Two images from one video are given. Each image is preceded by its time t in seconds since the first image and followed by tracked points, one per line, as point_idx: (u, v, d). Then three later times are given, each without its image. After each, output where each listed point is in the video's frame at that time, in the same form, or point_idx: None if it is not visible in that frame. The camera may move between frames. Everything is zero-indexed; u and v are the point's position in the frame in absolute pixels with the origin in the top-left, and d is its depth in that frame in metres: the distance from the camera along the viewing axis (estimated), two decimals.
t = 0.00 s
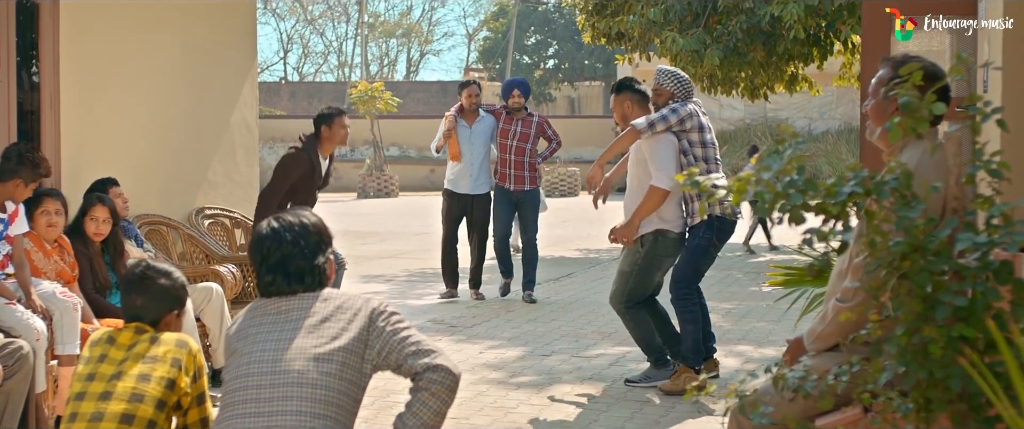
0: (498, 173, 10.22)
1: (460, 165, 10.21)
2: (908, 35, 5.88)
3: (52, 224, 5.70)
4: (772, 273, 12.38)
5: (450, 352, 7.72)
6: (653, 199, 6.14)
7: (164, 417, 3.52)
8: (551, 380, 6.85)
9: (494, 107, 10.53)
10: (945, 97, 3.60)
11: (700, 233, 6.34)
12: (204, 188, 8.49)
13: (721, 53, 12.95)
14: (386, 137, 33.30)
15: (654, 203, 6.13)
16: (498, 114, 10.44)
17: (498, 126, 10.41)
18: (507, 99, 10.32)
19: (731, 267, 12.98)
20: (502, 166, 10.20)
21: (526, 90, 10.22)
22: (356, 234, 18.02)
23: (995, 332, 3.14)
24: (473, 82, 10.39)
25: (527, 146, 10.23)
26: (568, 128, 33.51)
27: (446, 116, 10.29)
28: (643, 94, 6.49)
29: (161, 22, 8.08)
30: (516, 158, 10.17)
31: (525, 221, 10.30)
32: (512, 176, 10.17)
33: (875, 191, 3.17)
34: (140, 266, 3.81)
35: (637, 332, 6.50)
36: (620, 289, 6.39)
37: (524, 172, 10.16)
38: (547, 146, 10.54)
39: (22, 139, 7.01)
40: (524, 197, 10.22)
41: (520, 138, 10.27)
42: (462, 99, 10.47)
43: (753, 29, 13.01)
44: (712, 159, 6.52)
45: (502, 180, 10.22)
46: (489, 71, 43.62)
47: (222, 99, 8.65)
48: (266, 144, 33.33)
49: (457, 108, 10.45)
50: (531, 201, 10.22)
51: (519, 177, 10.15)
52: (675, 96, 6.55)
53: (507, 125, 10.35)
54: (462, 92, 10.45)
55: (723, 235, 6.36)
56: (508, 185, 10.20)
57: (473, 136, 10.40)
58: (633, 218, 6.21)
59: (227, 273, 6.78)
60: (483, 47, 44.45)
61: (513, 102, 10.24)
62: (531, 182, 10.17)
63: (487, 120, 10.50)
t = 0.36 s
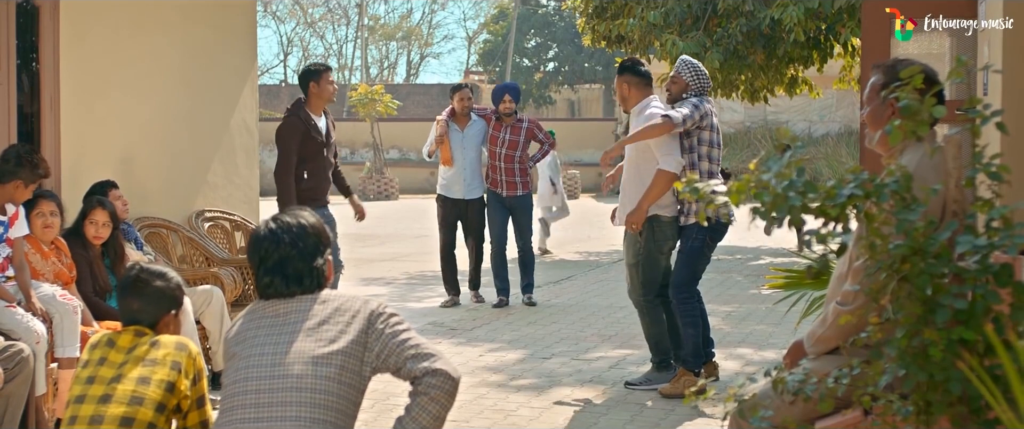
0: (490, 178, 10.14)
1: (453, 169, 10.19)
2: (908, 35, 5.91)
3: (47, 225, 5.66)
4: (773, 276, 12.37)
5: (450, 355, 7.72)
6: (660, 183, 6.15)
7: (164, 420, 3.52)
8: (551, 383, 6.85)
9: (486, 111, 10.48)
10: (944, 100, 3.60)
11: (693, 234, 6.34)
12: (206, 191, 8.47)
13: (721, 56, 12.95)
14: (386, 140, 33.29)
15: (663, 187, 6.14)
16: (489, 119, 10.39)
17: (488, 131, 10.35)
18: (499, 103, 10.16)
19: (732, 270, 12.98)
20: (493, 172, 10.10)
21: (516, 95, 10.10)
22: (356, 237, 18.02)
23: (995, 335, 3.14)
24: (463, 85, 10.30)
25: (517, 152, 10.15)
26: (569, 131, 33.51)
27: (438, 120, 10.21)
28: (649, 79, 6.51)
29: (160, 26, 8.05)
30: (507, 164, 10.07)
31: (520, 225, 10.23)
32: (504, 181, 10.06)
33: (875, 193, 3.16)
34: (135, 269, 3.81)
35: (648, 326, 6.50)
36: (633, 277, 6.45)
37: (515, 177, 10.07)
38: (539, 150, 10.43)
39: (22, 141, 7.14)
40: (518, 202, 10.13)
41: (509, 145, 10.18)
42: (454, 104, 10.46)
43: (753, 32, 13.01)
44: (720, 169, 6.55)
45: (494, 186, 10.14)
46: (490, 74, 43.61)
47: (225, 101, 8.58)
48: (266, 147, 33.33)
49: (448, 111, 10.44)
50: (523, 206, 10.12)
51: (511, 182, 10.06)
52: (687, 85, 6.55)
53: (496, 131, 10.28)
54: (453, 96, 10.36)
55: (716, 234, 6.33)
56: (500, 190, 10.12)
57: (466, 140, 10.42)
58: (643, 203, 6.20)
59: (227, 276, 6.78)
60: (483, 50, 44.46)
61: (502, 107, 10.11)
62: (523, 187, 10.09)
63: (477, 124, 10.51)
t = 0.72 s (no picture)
0: (482, 176, 10.12)
1: (444, 167, 10.12)
2: (908, 35, 5.91)
3: (53, 226, 5.72)
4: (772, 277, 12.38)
5: (450, 355, 7.72)
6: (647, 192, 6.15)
7: (164, 420, 3.52)
8: (551, 383, 6.85)
9: (481, 109, 10.48)
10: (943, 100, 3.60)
11: (687, 234, 6.40)
12: (207, 192, 8.43)
13: (721, 57, 12.95)
14: (386, 140, 33.29)
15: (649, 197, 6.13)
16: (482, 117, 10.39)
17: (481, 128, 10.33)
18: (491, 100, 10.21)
19: (732, 270, 12.97)
20: (485, 169, 10.10)
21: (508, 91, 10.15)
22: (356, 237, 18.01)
23: (995, 336, 3.14)
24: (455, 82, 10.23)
25: (509, 149, 10.15)
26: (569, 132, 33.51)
27: (429, 118, 10.15)
28: (643, 77, 6.46)
29: (160, 26, 8.03)
30: (499, 161, 10.07)
31: (514, 227, 10.19)
32: (495, 179, 10.06)
33: (874, 194, 3.16)
34: (131, 270, 3.82)
35: (654, 327, 6.47)
36: (637, 282, 6.38)
37: (507, 175, 10.07)
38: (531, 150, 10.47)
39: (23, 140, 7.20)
40: (510, 199, 10.09)
41: (503, 141, 10.18)
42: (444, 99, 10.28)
43: (753, 32, 13.01)
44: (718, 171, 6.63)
45: (485, 184, 10.11)
46: (490, 74, 43.61)
47: (225, 102, 8.50)
48: (266, 148, 33.34)
49: (440, 108, 10.30)
50: (515, 204, 10.08)
51: (502, 180, 10.05)
52: (684, 84, 6.60)
53: (489, 127, 10.28)
54: (444, 93, 10.27)
55: (709, 234, 6.40)
56: (491, 188, 10.08)
57: (457, 138, 10.28)
58: (632, 212, 6.20)
59: (226, 276, 6.79)
60: (483, 51, 44.45)
61: (496, 103, 10.15)
62: (514, 185, 10.07)
63: (469, 122, 10.40)
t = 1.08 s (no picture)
0: (480, 175, 10.10)
1: (442, 166, 10.11)
2: (908, 35, 5.91)
3: (63, 228, 5.77)
4: (772, 276, 12.38)
5: (450, 355, 7.72)
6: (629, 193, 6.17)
7: (164, 420, 3.52)
8: (551, 383, 6.85)
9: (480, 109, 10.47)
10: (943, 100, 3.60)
11: (688, 232, 6.40)
12: (207, 192, 8.43)
13: (721, 57, 12.95)
14: (386, 140, 33.28)
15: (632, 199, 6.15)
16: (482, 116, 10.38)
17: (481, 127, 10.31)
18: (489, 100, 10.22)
19: (733, 270, 12.97)
20: (485, 168, 10.06)
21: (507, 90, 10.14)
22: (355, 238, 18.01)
23: (995, 336, 3.14)
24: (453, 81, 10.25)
25: (509, 147, 10.13)
26: (569, 132, 33.51)
27: (428, 117, 10.18)
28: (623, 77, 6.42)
29: (159, 25, 8.03)
30: (498, 160, 10.05)
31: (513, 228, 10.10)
32: (494, 178, 10.02)
33: (875, 194, 3.16)
34: (131, 270, 3.81)
35: (649, 327, 6.45)
36: (631, 284, 6.35)
37: (505, 173, 10.03)
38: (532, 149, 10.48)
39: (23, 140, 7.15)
40: (508, 198, 10.03)
41: (503, 138, 10.16)
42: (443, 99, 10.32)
43: (753, 32, 13.01)
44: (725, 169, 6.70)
45: (484, 183, 10.08)
46: (490, 74, 43.59)
47: (224, 102, 8.51)
48: (266, 148, 33.33)
49: (439, 108, 10.34)
50: (513, 202, 10.03)
51: (500, 179, 10.01)
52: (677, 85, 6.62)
53: (489, 125, 10.25)
54: (443, 93, 10.31)
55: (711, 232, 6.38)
56: (489, 187, 10.05)
57: (456, 138, 10.30)
58: (613, 211, 6.22)
59: (226, 276, 6.79)
60: (483, 51, 44.43)
61: (495, 102, 10.14)
62: (513, 184, 10.01)
63: (468, 122, 10.41)
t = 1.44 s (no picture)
0: (486, 176, 10.06)
1: (447, 168, 10.10)
2: (908, 35, 5.91)
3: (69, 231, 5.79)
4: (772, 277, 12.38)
5: (450, 355, 7.72)
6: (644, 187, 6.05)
7: (164, 421, 3.52)
8: (551, 383, 6.85)
9: (486, 109, 10.43)
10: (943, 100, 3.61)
11: (683, 231, 6.39)
12: (206, 192, 8.42)
13: (721, 57, 12.95)
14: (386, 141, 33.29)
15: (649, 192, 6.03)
16: (487, 117, 10.36)
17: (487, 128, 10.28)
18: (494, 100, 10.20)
19: (733, 270, 12.97)
20: (490, 169, 10.04)
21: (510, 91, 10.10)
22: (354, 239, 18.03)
23: (995, 336, 3.14)
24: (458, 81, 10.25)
25: (515, 148, 10.08)
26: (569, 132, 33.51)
27: (433, 117, 10.18)
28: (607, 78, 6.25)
29: (159, 25, 8.03)
30: (504, 161, 9.99)
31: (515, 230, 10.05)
32: (500, 179, 9.95)
33: (875, 194, 3.16)
34: (131, 271, 3.81)
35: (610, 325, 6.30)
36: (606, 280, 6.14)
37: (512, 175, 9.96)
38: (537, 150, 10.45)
39: (24, 139, 7.19)
40: (512, 200, 9.98)
41: (509, 139, 10.12)
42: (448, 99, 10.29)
43: (753, 33, 13.00)
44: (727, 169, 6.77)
45: (489, 184, 10.05)
46: (490, 75, 43.58)
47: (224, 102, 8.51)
48: (266, 148, 33.32)
49: (444, 109, 10.33)
50: (518, 204, 9.98)
51: (506, 181, 9.94)
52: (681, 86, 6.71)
53: (495, 126, 10.21)
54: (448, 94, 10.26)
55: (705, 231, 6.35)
56: (494, 188, 10.01)
57: (461, 138, 10.31)
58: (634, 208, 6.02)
59: (227, 277, 6.79)
60: (483, 51, 44.38)
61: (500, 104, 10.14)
62: (518, 186, 9.96)
63: (474, 122, 10.40)
